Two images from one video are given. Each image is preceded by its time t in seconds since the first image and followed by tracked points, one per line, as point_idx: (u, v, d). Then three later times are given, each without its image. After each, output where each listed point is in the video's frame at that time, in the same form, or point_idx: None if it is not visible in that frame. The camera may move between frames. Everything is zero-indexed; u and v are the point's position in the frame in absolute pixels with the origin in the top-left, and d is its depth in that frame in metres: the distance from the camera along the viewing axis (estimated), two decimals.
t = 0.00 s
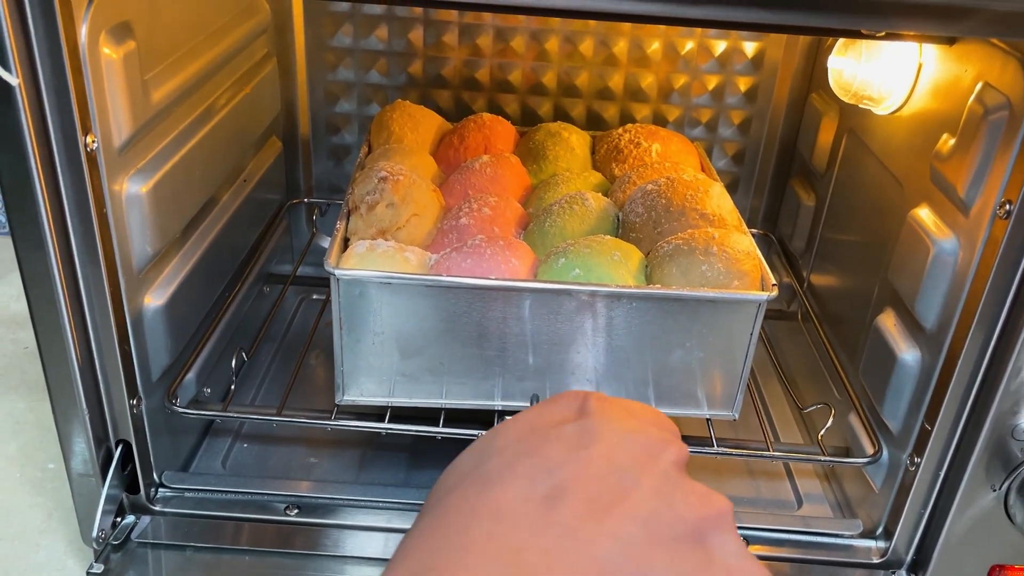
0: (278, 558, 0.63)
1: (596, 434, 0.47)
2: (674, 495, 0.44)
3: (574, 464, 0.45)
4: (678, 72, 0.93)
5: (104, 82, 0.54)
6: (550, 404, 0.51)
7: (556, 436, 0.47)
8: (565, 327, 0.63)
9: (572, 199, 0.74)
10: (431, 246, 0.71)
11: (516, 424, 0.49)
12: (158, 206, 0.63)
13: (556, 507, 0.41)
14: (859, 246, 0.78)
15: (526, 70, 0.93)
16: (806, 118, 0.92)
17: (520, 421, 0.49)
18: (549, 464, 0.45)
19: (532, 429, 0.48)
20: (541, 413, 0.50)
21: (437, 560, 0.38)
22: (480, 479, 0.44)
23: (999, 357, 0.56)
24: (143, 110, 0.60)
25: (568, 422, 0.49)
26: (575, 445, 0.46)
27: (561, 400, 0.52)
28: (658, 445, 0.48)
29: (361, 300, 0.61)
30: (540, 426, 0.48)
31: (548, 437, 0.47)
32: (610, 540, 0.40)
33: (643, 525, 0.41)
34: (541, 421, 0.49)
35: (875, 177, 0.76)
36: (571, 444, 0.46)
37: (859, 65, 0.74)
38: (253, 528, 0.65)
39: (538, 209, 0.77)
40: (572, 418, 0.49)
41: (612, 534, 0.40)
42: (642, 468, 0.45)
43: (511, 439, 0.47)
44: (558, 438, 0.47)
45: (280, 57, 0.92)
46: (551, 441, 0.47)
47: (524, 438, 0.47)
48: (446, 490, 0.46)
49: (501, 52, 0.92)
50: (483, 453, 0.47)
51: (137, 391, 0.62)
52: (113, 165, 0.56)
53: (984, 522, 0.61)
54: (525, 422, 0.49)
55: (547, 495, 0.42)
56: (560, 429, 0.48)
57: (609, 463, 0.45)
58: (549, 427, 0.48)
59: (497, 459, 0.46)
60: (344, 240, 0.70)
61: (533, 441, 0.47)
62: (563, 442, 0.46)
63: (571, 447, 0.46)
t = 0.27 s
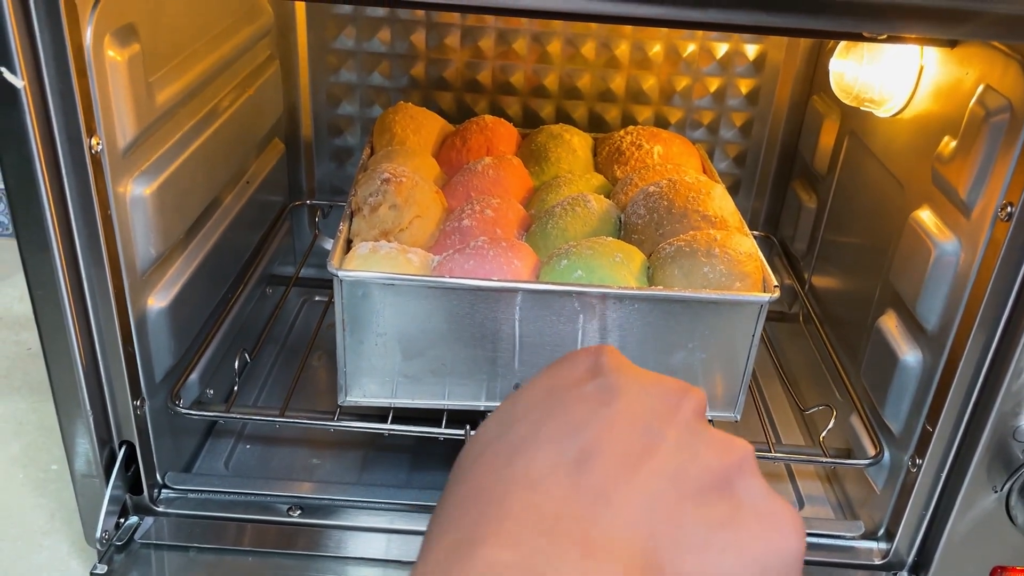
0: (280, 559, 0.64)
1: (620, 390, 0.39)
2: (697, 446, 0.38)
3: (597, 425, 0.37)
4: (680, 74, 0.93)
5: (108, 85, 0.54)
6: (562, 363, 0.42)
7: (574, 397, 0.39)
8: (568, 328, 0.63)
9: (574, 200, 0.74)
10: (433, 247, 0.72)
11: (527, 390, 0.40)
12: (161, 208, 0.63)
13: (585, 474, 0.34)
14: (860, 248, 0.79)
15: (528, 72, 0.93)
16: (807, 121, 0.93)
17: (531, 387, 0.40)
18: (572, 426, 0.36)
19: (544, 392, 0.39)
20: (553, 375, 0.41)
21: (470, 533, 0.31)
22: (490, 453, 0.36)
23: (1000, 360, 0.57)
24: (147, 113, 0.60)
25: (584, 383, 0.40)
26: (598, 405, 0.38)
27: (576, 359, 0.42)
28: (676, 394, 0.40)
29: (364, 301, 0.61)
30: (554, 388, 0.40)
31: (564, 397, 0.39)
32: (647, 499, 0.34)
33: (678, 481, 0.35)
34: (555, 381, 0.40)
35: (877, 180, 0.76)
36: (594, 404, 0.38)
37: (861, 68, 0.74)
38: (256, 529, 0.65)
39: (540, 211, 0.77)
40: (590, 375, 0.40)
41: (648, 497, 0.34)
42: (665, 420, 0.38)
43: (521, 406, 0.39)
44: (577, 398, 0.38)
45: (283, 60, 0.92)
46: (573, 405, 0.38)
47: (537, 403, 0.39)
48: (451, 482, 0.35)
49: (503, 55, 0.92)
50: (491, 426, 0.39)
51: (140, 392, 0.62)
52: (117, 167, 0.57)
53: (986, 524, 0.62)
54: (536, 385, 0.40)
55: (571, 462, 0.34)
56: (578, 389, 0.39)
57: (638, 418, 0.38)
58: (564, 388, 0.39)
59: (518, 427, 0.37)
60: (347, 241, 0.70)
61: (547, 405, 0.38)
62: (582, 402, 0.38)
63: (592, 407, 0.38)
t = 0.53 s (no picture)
0: (281, 559, 0.63)
1: (639, 393, 0.40)
2: (712, 446, 0.39)
3: (619, 426, 0.38)
4: (681, 74, 0.93)
5: (108, 83, 0.54)
6: (578, 364, 0.43)
7: (594, 398, 0.40)
8: (569, 325, 0.63)
9: (575, 197, 0.74)
10: (435, 244, 0.71)
11: (545, 392, 0.41)
12: (161, 206, 0.63)
13: (610, 473, 0.35)
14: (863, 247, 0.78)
15: (529, 72, 0.93)
16: (809, 120, 0.92)
17: (551, 389, 0.41)
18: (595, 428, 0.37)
19: (563, 394, 0.40)
20: (570, 377, 0.42)
21: (502, 529, 0.32)
22: (516, 451, 0.37)
23: (1003, 360, 0.56)
24: (147, 111, 0.60)
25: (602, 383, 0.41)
26: (618, 407, 0.39)
27: (592, 360, 0.43)
28: (691, 393, 0.41)
29: (366, 296, 0.61)
30: (575, 390, 0.41)
31: (584, 399, 0.40)
32: (666, 499, 0.35)
33: (695, 482, 0.37)
34: (575, 382, 0.41)
35: (879, 179, 0.76)
36: (613, 405, 0.39)
37: (863, 67, 0.74)
38: (256, 529, 0.65)
39: (541, 208, 0.77)
40: (607, 377, 0.41)
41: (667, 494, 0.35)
42: (682, 419, 0.40)
43: (541, 406, 0.40)
44: (597, 400, 0.39)
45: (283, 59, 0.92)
46: (594, 407, 0.39)
47: (558, 404, 0.40)
48: (481, 482, 0.37)
49: (504, 54, 0.92)
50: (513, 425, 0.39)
51: (140, 391, 0.62)
52: (117, 165, 0.56)
53: (989, 524, 0.61)
54: (556, 386, 0.41)
55: (596, 462, 0.35)
56: (596, 389, 0.40)
57: (655, 417, 0.39)
58: (585, 389, 0.40)
59: (542, 428, 0.38)
60: (349, 238, 0.70)
61: (568, 407, 0.39)
62: (602, 403, 0.39)
63: (613, 408, 0.39)
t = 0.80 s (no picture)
0: (279, 562, 0.64)
1: (617, 486, 0.44)
2: (681, 545, 0.43)
3: (595, 524, 0.42)
4: (677, 80, 0.93)
5: (106, 90, 0.54)
6: (563, 443, 0.47)
7: (573, 491, 0.44)
8: (566, 328, 0.63)
9: (571, 201, 0.74)
10: (432, 248, 0.72)
11: (529, 471, 0.46)
12: (160, 212, 0.63)
13: None
14: (857, 251, 0.79)
15: (526, 78, 0.94)
16: (804, 125, 0.93)
17: (537, 470, 0.46)
18: (569, 528, 0.42)
19: (546, 482, 0.45)
20: (555, 459, 0.46)
21: None
22: (501, 545, 0.43)
23: (994, 366, 0.57)
24: (145, 117, 0.60)
25: (582, 470, 0.45)
26: (595, 502, 0.43)
27: (576, 437, 0.47)
28: (666, 481, 0.44)
29: (365, 300, 0.62)
30: (557, 476, 0.45)
31: (564, 490, 0.44)
32: None
33: None
34: (557, 468, 0.45)
35: (873, 185, 0.76)
36: (591, 500, 0.43)
37: (857, 73, 0.74)
38: (254, 533, 0.66)
39: (537, 211, 0.77)
40: (588, 463, 0.45)
41: None
42: (653, 514, 0.43)
43: (525, 492, 0.44)
44: (576, 493, 0.43)
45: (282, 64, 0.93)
46: (571, 501, 0.43)
47: (541, 493, 0.44)
48: (468, 571, 0.43)
49: (502, 60, 0.93)
50: (498, 512, 0.44)
51: (138, 395, 0.62)
52: (116, 171, 0.57)
53: (981, 528, 0.62)
54: (540, 471, 0.45)
55: (572, 563, 0.41)
56: (577, 479, 0.44)
57: (631, 515, 0.43)
58: (566, 476, 0.45)
59: (525, 521, 0.43)
60: (347, 242, 0.70)
61: (549, 499, 0.44)
62: (580, 497, 0.43)
63: (589, 505, 0.43)
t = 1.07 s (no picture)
0: (277, 564, 0.63)
1: (616, 503, 0.44)
2: (678, 566, 0.43)
3: (592, 542, 0.42)
4: (676, 81, 0.93)
5: (103, 91, 0.54)
6: (563, 458, 0.47)
7: (573, 508, 0.44)
8: (564, 330, 0.63)
9: (570, 202, 0.74)
10: (430, 249, 0.72)
11: (528, 485, 0.46)
12: (157, 214, 0.63)
13: None
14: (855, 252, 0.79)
15: (525, 79, 0.94)
16: (804, 127, 0.93)
17: (534, 485, 0.46)
18: (567, 545, 0.42)
19: (544, 497, 0.45)
20: (554, 474, 0.46)
21: None
22: (498, 557, 0.43)
23: (992, 367, 0.57)
24: (143, 119, 0.60)
25: (582, 486, 0.45)
26: (594, 520, 0.43)
27: (576, 453, 0.47)
28: (665, 499, 0.45)
29: (362, 301, 0.62)
30: (556, 492, 0.45)
31: (563, 507, 0.44)
32: None
33: None
34: (557, 484, 0.45)
35: (872, 186, 0.76)
36: (590, 517, 0.43)
37: (855, 75, 0.74)
38: (252, 535, 0.65)
39: (536, 212, 0.77)
40: (587, 480, 0.46)
41: None
42: (651, 532, 0.43)
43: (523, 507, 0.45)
44: (575, 510, 0.44)
45: (280, 65, 0.93)
46: (569, 518, 0.43)
47: (539, 508, 0.44)
48: None
49: (500, 61, 0.93)
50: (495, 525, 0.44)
51: (135, 398, 0.62)
52: (112, 173, 0.57)
53: (981, 530, 0.61)
54: (539, 486, 0.45)
55: None
56: (576, 496, 0.45)
57: (628, 534, 0.43)
58: (565, 492, 0.45)
59: (522, 535, 0.43)
60: (345, 243, 0.70)
61: (547, 515, 0.44)
62: (579, 514, 0.43)
63: (587, 523, 0.43)
